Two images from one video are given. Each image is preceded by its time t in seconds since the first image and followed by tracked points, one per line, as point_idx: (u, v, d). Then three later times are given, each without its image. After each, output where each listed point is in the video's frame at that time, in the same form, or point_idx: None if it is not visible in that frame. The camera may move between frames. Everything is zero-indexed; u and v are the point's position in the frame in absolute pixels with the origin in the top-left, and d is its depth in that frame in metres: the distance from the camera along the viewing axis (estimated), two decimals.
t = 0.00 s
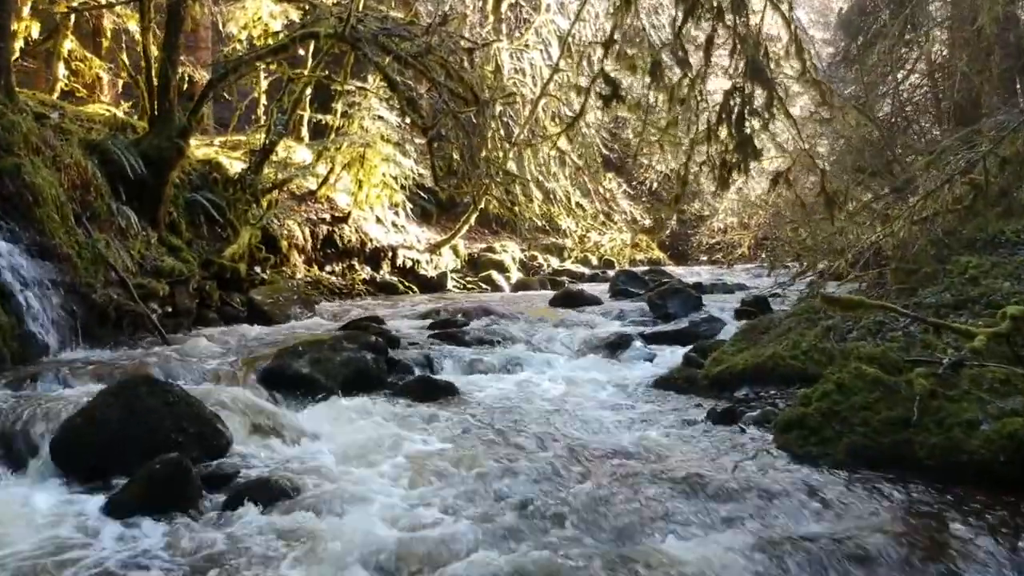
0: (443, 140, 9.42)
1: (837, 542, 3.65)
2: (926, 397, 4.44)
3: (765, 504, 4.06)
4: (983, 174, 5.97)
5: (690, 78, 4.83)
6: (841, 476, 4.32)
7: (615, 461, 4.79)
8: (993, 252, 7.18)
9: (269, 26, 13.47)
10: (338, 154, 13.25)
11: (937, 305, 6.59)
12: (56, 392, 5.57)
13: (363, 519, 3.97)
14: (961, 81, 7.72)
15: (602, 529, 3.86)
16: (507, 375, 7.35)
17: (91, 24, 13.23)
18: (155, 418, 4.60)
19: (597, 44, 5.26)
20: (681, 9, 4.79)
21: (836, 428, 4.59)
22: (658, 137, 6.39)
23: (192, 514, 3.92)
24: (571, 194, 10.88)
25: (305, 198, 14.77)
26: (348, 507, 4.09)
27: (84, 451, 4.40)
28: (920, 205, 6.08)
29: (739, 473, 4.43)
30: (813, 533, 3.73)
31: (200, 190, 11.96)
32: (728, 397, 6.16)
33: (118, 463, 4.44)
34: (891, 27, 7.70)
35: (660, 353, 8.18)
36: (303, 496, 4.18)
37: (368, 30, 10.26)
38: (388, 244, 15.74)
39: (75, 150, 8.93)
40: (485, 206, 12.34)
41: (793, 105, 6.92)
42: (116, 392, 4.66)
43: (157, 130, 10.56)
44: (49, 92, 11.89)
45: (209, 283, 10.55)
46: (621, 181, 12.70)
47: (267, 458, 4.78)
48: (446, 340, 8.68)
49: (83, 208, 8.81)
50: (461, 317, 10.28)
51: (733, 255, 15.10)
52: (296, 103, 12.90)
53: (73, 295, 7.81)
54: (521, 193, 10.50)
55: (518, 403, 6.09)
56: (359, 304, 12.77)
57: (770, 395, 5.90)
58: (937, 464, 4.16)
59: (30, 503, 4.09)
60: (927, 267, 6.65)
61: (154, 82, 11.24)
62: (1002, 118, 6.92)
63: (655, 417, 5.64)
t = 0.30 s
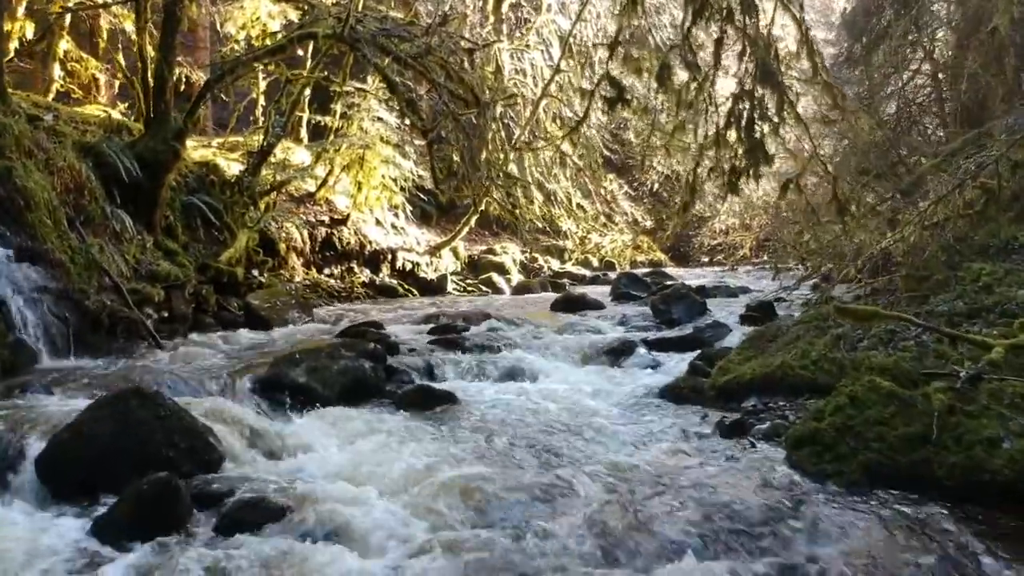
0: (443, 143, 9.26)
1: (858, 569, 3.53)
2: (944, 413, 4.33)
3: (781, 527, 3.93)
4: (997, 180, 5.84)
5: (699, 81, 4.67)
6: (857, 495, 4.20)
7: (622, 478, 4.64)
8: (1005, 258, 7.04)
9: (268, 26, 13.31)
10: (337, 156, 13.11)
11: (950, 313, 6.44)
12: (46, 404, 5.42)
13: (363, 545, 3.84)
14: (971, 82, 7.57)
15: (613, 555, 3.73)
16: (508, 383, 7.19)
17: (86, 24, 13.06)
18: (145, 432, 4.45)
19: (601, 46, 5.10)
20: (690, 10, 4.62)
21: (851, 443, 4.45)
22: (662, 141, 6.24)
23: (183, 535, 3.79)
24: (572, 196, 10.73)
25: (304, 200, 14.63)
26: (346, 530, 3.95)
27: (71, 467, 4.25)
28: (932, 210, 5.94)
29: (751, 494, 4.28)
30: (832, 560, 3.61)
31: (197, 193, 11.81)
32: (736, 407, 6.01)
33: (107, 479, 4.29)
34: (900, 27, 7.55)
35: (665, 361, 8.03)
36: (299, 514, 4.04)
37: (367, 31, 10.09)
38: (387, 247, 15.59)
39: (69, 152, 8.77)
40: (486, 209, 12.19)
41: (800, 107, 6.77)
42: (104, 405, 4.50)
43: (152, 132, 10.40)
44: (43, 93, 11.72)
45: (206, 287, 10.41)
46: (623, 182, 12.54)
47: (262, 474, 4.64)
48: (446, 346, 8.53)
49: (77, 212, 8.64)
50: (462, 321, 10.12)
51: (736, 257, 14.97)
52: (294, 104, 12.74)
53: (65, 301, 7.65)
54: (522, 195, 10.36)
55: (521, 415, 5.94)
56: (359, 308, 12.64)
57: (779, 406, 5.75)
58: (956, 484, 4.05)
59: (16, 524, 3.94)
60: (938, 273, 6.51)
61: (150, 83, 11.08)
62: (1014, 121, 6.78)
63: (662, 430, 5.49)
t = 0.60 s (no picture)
0: (443, 146, 9.09)
1: None
2: (965, 434, 4.18)
3: (797, 555, 3.79)
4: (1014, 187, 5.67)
5: (710, 87, 4.49)
6: (875, 519, 4.05)
7: (629, 501, 4.48)
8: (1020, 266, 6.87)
9: (266, 27, 13.12)
10: (336, 159, 12.94)
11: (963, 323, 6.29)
12: (34, 420, 5.26)
13: None
14: (983, 84, 7.39)
15: None
16: (511, 394, 7.02)
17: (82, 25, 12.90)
18: (135, 453, 4.30)
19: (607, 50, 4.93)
20: (699, 13, 4.46)
21: (867, 463, 4.29)
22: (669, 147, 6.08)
23: (170, 564, 3.63)
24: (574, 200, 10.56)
25: (303, 202, 14.46)
26: (343, 559, 3.80)
27: (57, 488, 4.09)
28: (946, 218, 5.78)
29: (763, 518, 4.13)
30: None
31: (193, 197, 11.64)
32: (745, 421, 5.85)
33: (94, 500, 4.13)
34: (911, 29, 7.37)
35: (670, 370, 7.86)
36: (292, 543, 3.89)
37: (366, 32, 9.91)
38: (387, 250, 15.41)
39: (62, 156, 8.60)
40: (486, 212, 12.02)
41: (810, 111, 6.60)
42: (92, 425, 4.35)
43: (147, 136, 10.23)
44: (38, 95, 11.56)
45: (202, 293, 10.25)
46: (624, 184, 12.36)
47: (256, 496, 4.47)
48: (446, 354, 8.36)
49: (70, 217, 8.47)
50: (463, 328, 9.96)
51: (740, 261, 14.80)
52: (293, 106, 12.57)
53: (57, 310, 7.49)
54: (523, 199, 10.19)
55: (524, 430, 5.78)
56: (358, 313, 12.48)
57: (790, 420, 5.59)
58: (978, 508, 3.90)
59: None
60: (952, 283, 6.35)
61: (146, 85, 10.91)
62: None
63: (669, 447, 5.32)
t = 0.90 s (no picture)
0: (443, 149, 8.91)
1: None
2: (987, 453, 4.05)
3: None
4: None
5: (722, 92, 4.33)
6: (894, 540, 3.91)
7: (637, 521, 4.33)
8: None
9: (265, 27, 12.94)
10: (334, 161, 12.78)
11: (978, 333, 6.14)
12: (23, 435, 5.10)
13: None
14: (995, 86, 7.21)
15: None
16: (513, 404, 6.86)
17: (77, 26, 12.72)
18: (123, 475, 4.14)
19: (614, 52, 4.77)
20: (710, 15, 4.30)
21: (885, 483, 4.15)
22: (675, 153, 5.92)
23: None
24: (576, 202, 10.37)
25: (301, 205, 14.30)
26: None
27: (42, 510, 3.94)
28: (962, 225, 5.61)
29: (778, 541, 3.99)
30: None
31: (190, 200, 11.48)
32: (755, 434, 5.69)
33: (82, 522, 4.00)
34: (921, 29, 7.22)
35: (675, 379, 7.70)
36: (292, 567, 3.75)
37: (365, 34, 9.72)
38: (387, 253, 15.25)
39: (56, 160, 8.44)
40: (487, 215, 11.85)
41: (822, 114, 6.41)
42: (80, 443, 4.19)
43: (142, 139, 10.05)
44: (31, 97, 11.39)
45: (199, 298, 10.10)
46: (626, 186, 12.19)
47: (250, 516, 4.31)
48: (447, 361, 8.20)
49: (63, 222, 8.31)
50: (463, 334, 9.81)
51: (744, 263, 14.62)
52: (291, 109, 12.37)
53: (49, 318, 7.33)
54: (525, 204, 10.02)
55: (528, 444, 5.62)
56: (357, 318, 12.32)
57: (801, 434, 5.43)
58: (1003, 531, 3.77)
59: None
60: (965, 291, 6.19)
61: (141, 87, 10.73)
62: None
63: (677, 462, 5.17)
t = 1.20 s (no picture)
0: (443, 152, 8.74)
1: None
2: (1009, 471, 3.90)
3: None
4: None
5: (734, 96, 4.17)
6: (914, 562, 3.77)
7: (646, 543, 4.17)
8: None
9: (263, 28, 12.78)
10: (333, 163, 12.61)
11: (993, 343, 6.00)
12: (11, 450, 4.95)
13: None
14: (1008, 88, 7.05)
15: None
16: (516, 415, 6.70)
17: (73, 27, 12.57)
18: (111, 492, 4.00)
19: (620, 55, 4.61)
20: (722, 17, 4.15)
21: (903, 503, 4.00)
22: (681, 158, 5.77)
23: None
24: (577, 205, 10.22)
25: (300, 208, 14.13)
26: None
27: (27, 529, 3.83)
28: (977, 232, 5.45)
29: (793, 565, 3.84)
30: None
31: (187, 203, 11.33)
32: (765, 447, 5.53)
33: (69, 539, 3.86)
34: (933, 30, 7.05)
35: (681, 387, 7.55)
36: None
37: (365, 34, 9.55)
38: (386, 256, 15.08)
39: (50, 163, 8.29)
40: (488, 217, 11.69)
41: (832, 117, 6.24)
42: (67, 462, 4.05)
43: (138, 142, 9.89)
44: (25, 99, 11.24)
45: (196, 303, 9.95)
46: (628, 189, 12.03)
47: (244, 536, 4.16)
48: (447, 369, 8.05)
49: (57, 226, 8.15)
50: (464, 340, 9.66)
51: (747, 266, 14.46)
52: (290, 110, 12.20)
53: (41, 326, 7.18)
54: (526, 207, 9.87)
55: (531, 459, 5.46)
56: (357, 323, 12.17)
57: (813, 448, 5.27)
58: None
59: None
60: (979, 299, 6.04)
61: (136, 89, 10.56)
62: None
63: (685, 478, 5.01)
